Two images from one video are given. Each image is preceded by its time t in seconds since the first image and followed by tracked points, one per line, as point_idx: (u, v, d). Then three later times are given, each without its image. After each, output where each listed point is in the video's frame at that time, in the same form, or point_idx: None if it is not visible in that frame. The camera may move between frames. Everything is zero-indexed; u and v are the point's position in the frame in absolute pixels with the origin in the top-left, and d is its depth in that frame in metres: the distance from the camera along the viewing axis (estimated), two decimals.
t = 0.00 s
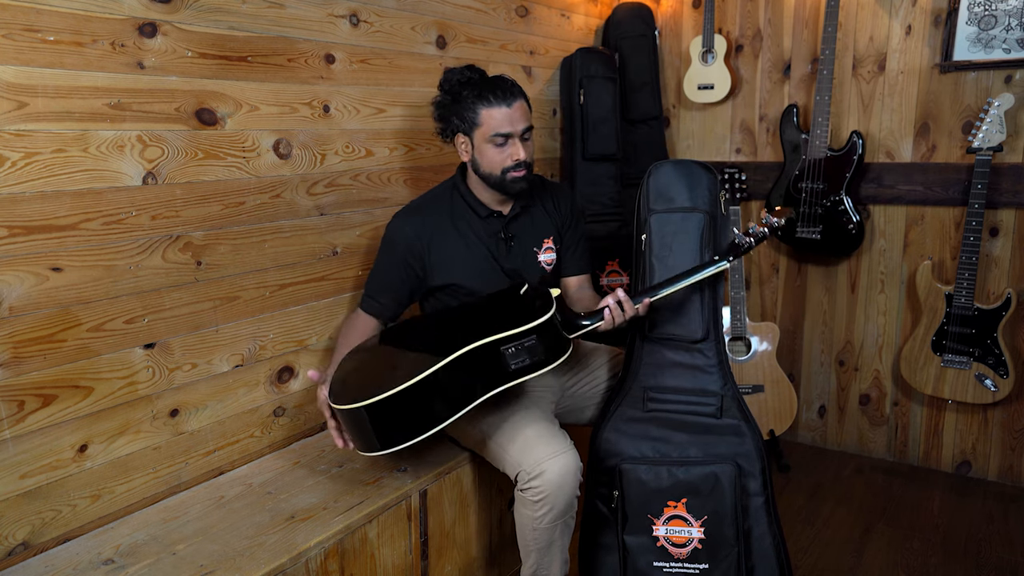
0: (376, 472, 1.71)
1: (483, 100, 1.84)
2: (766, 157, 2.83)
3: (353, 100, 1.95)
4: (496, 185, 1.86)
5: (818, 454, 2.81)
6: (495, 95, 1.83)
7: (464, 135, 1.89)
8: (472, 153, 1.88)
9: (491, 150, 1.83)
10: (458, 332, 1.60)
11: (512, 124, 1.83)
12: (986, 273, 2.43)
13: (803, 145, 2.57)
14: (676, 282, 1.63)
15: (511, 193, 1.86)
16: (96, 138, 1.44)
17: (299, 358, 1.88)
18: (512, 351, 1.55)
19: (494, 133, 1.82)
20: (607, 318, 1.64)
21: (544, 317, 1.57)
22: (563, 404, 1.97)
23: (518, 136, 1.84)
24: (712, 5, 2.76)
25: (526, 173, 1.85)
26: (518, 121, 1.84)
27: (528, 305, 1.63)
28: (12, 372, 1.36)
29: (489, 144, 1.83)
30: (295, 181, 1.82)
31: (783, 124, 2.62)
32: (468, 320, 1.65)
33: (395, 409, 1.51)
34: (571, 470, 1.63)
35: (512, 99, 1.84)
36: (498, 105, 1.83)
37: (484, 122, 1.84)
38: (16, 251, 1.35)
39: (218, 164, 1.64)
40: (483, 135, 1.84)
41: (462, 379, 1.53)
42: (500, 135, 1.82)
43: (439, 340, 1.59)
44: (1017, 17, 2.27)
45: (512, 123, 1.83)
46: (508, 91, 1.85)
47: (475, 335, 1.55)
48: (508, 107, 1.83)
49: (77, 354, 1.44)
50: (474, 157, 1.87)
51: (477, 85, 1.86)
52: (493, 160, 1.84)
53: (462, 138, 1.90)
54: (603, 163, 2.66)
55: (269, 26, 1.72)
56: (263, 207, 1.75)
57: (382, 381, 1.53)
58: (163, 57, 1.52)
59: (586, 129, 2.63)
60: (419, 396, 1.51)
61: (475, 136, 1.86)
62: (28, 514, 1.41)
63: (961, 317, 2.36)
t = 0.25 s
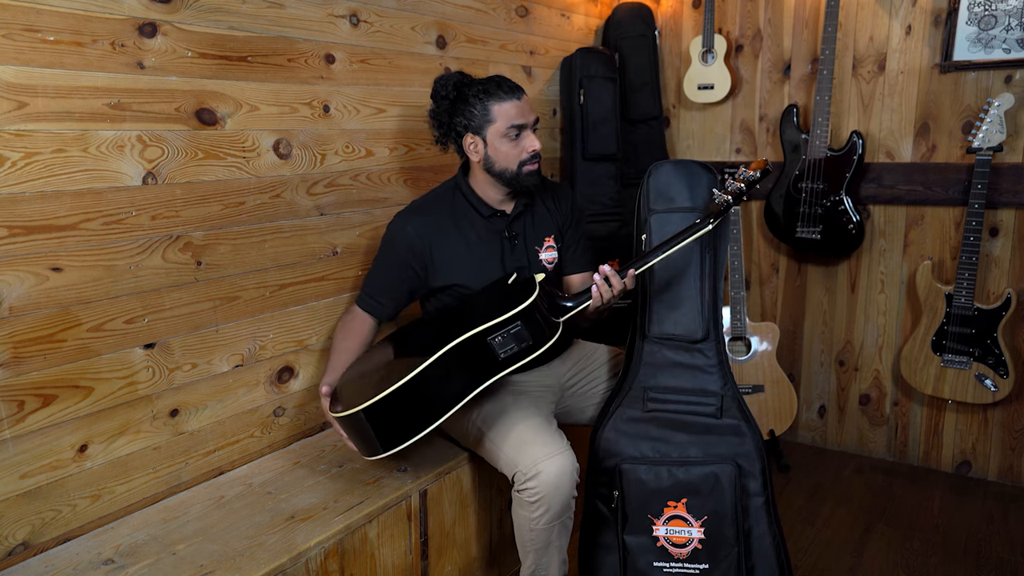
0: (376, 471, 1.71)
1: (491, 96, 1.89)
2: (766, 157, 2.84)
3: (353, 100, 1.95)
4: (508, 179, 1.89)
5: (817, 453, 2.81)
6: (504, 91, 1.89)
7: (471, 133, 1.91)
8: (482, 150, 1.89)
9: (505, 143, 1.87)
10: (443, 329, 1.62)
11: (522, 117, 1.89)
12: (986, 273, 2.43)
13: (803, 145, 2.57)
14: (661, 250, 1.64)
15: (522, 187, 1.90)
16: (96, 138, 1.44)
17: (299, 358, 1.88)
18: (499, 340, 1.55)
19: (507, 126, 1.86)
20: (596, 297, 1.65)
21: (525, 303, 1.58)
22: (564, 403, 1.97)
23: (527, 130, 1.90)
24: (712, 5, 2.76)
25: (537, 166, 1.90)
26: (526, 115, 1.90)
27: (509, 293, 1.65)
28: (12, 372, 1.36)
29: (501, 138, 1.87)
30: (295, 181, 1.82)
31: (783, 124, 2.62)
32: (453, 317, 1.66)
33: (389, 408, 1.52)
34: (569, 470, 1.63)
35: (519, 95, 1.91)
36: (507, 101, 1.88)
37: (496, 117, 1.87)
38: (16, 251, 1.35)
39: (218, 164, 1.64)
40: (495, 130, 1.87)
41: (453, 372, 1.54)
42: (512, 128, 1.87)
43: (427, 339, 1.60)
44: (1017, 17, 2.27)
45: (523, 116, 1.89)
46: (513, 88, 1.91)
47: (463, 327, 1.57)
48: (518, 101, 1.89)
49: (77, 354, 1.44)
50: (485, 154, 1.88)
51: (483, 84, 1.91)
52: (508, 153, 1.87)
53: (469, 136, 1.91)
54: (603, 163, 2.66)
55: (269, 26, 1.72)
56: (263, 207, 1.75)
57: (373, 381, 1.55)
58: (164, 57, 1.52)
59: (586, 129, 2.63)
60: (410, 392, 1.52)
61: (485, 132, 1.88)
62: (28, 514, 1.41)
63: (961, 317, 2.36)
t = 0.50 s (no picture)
0: (376, 471, 1.71)
1: (489, 94, 1.89)
2: (766, 157, 2.83)
3: (353, 100, 1.95)
4: (509, 177, 1.89)
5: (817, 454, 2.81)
6: (502, 89, 1.90)
7: (470, 132, 1.90)
8: (481, 148, 1.89)
9: (504, 140, 1.87)
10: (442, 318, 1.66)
11: (521, 114, 1.89)
12: (986, 273, 2.43)
13: (803, 145, 2.57)
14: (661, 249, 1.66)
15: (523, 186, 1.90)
16: (96, 138, 1.44)
17: (299, 358, 1.88)
18: (486, 319, 1.56)
19: (506, 123, 1.87)
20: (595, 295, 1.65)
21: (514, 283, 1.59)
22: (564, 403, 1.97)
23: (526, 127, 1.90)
24: (712, 5, 2.76)
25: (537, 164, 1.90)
26: (525, 112, 1.90)
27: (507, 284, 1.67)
28: (12, 372, 1.36)
29: (500, 136, 1.87)
30: (295, 181, 1.82)
31: (783, 124, 2.62)
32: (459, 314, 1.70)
33: (379, 386, 1.54)
34: (569, 470, 1.63)
35: (516, 92, 1.90)
36: (505, 98, 1.88)
37: (495, 115, 1.87)
38: (15, 251, 1.35)
39: (218, 164, 1.64)
40: (494, 127, 1.87)
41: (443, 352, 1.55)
42: (511, 125, 1.87)
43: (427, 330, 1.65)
44: (1017, 17, 2.27)
45: (522, 113, 1.89)
46: (512, 87, 1.91)
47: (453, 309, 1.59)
48: (517, 99, 1.89)
49: (77, 354, 1.44)
50: (485, 152, 1.88)
51: (480, 83, 1.91)
52: (506, 150, 1.87)
53: (469, 135, 1.91)
54: (603, 163, 2.66)
55: (269, 26, 1.72)
56: (263, 207, 1.75)
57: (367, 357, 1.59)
58: (164, 57, 1.52)
59: (586, 129, 2.63)
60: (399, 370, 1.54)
61: (485, 130, 1.88)
62: (28, 514, 1.41)
63: (961, 317, 2.36)
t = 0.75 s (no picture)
0: (376, 472, 1.71)
1: (480, 92, 1.91)
2: (766, 157, 2.83)
3: (353, 100, 1.95)
4: (497, 174, 1.88)
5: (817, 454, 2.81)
6: (494, 86, 1.91)
7: (463, 128, 1.94)
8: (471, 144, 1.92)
9: (491, 137, 1.88)
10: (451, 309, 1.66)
11: (510, 111, 1.89)
12: (986, 273, 2.43)
13: (803, 145, 2.57)
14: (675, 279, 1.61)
15: (512, 184, 1.89)
16: (96, 138, 1.44)
17: (299, 358, 1.88)
18: (485, 303, 1.54)
19: (493, 120, 1.88)
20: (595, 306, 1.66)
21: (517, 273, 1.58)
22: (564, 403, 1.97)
23: (514, 124, 1.90)
24: (712, 5, 2.76)
25: (526, 162, 1.88)
26: (515, 109, 1.90)
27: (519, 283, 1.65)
28: (12, 372, 1.36)
29: (488, 132, 1.88)
30: (296, 181, 1.82)
31: (783, 124, 2.62)
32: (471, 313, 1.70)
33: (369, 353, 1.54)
34: (568, 471, 1.63)
35: (508, 90, 1.91)
36: (495, 96, 1.89)
37: (484, 111, 1.89)
38: (15, 251, 1.35)
39: (218, 164, 1.64)
40: (482, 124, 1.89)
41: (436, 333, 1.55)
42: (498, 122, 1.88)
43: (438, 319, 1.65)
44: (1017, 17, 2.27)
45: (511, 110, 1.89)
46: (505, 84, 1.92)
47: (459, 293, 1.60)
48: (507, 97, 1.90)
49: (77, 354, 1.44)
50: (474, 148, 1.91)
51: (475, 80, 1.93)
52: (493, 148, 1.87)
53: (462, 132, 1.94)
54: (603, 163, 2.66)
55: (269, 26, 1.72)
56: (263, 207, 1.75)
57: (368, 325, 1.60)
58: (164, 57, 1.52)
59: (586, 129, 2.63)
60: (386, 337, 1.53)
61: (475, 127, 1.91)
62: (28, 514, 1.41)
63: (961, 317, 2.36)
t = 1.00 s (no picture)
0: (376, 472, 1.71)
1: (454, 94, 1.89)
2: (766, 157, 2.84)
3: (353, 100, 1.95)
4: (462, 176, 1.89)
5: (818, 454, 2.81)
6: (464, 87, 1.87)
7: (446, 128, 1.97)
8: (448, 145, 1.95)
9: (455, 140, 1.89)
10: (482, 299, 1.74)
11: (472, 114, 1.86)
12: (986, 273, 2.43)
13: (803, 145, 2.57)
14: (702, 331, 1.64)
15: (476, 187, 1.88)
16: (96, 138, 1.44)
17: (299, 358, 1.88)
18: (523, 284, 1.66)
19: (455, 123, 1.88)
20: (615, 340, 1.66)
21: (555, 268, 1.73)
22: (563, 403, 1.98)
23: (476, 128, 1.87)
24: (712, 5, 2.76)
25: (483, 167, 1.85)
26: (477, 111, 1.86)
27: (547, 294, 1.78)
28: (12, 372, 1.36)
29: (454, 134, 1.90)
30: (296, 181, 1.82)
31: (783, 124, 2.62)
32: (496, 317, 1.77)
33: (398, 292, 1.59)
34: (568, 471, 1.63)
35: (474, 92, 1.86)
36: (461, 99, 1.87)
37: (452, 113, 1.90)
38: (15, 251, 1.35)
39: (218, 164, 1.64)
40: (450, 126, 1.91)
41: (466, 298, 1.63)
42: (459, 125, 1.88)
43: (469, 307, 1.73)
44: (1017, 17, 2.27)
45: (471, 113, 1.86)
46: (477, 83, 1.87)
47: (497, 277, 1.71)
48: (471, 98, 1.86)
49: (77, 354, 1.44)
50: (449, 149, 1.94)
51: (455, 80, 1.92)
52: (457, 150, 1.89)
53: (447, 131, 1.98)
54: (603, 163, 2.66)
55: (269, 26, 1.72)
56: (263, 207, 1.75)
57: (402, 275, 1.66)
58: (164, 57, 1.52)
59: (586, 129, 2.63)
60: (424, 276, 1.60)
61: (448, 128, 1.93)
62: (28, 514, 1.41)
63: (961, 317, 2.36)
